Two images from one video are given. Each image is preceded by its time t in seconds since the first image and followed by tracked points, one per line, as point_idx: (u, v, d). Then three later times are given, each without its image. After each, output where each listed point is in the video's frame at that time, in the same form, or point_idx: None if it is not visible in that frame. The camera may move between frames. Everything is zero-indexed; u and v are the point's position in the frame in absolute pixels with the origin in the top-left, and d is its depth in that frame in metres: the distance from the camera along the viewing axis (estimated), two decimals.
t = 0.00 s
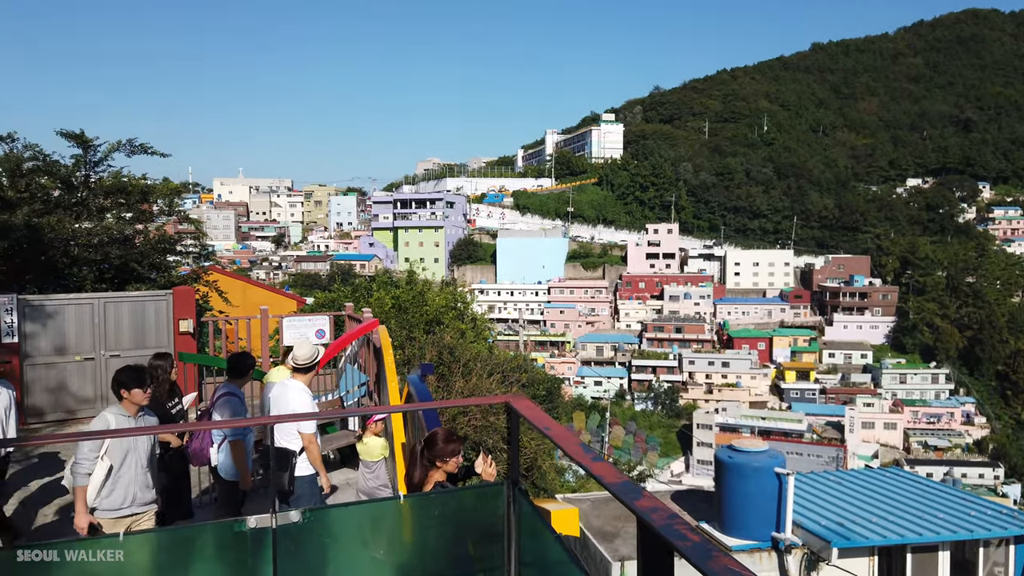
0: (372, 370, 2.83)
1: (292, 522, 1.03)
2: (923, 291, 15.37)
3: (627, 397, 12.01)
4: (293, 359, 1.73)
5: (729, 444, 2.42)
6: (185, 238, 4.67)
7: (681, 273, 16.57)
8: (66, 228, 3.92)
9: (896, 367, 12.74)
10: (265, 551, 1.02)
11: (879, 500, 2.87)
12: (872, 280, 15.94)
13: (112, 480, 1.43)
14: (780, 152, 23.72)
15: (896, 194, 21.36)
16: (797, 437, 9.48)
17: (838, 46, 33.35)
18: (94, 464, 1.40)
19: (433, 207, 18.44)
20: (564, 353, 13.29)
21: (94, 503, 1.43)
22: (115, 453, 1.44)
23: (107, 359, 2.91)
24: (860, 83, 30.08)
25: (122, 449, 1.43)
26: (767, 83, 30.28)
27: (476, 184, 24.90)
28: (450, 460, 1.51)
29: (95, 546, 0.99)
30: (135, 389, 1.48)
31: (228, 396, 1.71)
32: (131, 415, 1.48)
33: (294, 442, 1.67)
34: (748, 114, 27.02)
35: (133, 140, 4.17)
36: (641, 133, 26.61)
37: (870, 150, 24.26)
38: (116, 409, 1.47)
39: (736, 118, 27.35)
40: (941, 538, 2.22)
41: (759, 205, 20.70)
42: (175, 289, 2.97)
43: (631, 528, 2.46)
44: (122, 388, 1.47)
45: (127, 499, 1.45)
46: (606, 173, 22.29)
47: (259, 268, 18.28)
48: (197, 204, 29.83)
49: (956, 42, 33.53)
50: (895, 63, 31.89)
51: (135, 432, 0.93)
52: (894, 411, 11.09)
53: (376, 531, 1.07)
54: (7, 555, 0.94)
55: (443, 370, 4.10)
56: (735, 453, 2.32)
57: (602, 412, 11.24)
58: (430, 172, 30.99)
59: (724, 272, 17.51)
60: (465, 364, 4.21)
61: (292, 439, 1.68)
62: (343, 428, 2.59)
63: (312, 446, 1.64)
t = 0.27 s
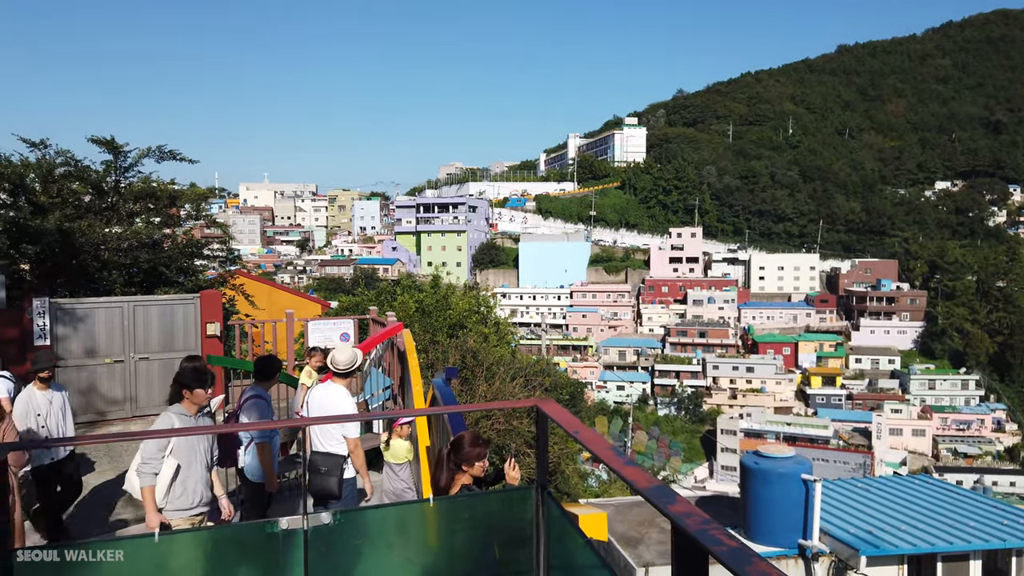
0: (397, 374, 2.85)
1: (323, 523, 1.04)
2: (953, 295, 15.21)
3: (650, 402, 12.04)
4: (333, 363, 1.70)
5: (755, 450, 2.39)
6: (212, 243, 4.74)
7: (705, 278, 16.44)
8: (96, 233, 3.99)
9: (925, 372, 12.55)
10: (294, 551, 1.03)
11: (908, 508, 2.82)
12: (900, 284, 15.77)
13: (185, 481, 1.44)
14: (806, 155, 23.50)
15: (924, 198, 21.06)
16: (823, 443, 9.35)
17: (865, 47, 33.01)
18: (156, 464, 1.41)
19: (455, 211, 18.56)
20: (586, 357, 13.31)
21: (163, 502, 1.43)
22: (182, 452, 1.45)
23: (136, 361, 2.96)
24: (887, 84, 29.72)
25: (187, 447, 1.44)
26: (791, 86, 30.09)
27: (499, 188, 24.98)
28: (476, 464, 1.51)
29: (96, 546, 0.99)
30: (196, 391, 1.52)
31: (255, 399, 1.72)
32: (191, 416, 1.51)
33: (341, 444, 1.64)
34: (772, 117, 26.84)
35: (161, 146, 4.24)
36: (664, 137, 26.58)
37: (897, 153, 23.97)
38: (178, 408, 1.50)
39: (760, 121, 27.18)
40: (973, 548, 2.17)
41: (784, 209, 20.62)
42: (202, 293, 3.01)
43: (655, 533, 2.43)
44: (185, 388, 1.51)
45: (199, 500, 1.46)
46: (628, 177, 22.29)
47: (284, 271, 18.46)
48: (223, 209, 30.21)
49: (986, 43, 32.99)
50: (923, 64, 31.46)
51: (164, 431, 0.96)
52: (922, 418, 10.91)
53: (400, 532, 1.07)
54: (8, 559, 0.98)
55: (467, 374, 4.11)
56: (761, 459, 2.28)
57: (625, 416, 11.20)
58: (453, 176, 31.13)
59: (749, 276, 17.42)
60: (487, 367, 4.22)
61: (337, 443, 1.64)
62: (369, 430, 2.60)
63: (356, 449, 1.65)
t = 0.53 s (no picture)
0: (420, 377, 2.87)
1: (352, 525, 1.04)
2: (982, 299, 14.97)
3: (672, 406, 11.95)
4: (365, 366, 1.72)
5: (780, 456, 2.35)
6: (239, 247, 4.79)
7: (728, 282, 16.44)
8: (125, 237, 4.06)
9: (953, 379, 12.37)
10: (322, 552, 1.03)
11: (936, 515, 2.78)
12: (927, 289, 15.55)
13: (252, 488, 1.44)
14: (831, 158, 23.27)
15: (952, 201, 20.75)
16: (850, 450, 9.22)
17: (891, 49, 32.68)
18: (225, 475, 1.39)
19: (477, 215, 18.65)
20: (609, 362, 13.30)
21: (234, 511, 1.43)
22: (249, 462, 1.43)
23: (163, 364, 3.00)
24: (913, 87, 29.40)
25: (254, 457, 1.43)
26: (816, 88, 29.85)
27: (520, 193, 25.01)
28: (501, 467, 1.51)
29: (97, 547, 0.97)
30: (254, 396, 1.54)
31: (279, 401, 1.73)
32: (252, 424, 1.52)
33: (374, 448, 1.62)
34: (797, 120, 26.65)
35: (190, 151, 4.29)
36: (686, 140, 26.50)
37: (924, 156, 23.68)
38: (240, 415, 1.52)
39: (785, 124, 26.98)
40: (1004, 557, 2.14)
41: (809, 212, 20.44)
42: (228, 296, 3.04)
43: (680, 539, 2.40)
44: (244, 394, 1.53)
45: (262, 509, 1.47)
46: (651, 180, 22.25)
47: (308, 275, 18.64)
48: (248, 213, 30.59)
49: (1016, 44, 32.49)
50: (951, 65, 31.04)
51: (185, 434, 0.95)
52: (951, 424, 10.75)
53: (426, 533, 1.07)
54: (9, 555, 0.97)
55: (489, 378, 4.11)
56: (787, 465, 2.24)
57: (647, 421, 11.16)
58: (475, 181, 31.26)
59: (773, 280, 17.30)
60: (509, 371, 4.23)
61: (373, 444, 1.61)
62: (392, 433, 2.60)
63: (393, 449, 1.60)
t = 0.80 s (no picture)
0: (443, 380, 2.88)
1: (379, 527, 1.04)
2: (1012, 302, 14.68)
3: (695, 409, 11.89)
4: (390, 369, 1.71)
5: (806, 461, 2.32)
6: (263, 250, 4.83)
7: (752, 285, 16.48)
8: (153, 240, 4.11)
9: (982, 383, 12.14)
10: (350, 554, 1.04)
11: (965, 521, 2.73)
12: (956, 292, 15.30)
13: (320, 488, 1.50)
14: (857, 159, 23.00)
15: (981, 202, 20.39)
16: (876, 455, 9.06)
17: (918, 49, 32.25)
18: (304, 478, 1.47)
19: (499, 217, 18.71)
20: (631, 365, 13.30)
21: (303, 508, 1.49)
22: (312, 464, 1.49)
23: (191, 365, 3.04)
24: (941, 87, 28.97)
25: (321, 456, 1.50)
26: (841, 88, 29.54)
27: (542, 196, 25.01)
28: (528, 470, 1.51)
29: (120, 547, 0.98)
30: (320, 396, 1.58)
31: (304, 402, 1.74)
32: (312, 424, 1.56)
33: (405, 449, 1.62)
34: (822, 121, 26.39)
35: (216, 156, 4.34)
36: (709, 141, 26.39)
37: (952, 156, 23.30)
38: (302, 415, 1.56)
39: (809, 125, 26.77)
40: None
41: (834, 214, 20.24)
42: (254, 298, 3.07)
43: (703, 543, 2.37)
44: (310, 395, 1.57)
45: (331, 509, 1.54)
46: (673, 183, 22.18)
47: (331, 278, 18.81)
48: (273, 217, 30.96)
49: None
50: (981, 63, 30.52)
51: (216, 436, 0.95)
52: (980, 429, 10.55)
53: (449, 538, 1.07)
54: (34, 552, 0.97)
55: (511, 380, 4.11)
56: (813, 470, 2.21)
57: (669, 424, 11.11)
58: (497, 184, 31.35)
59: (797, 283, 17.17)
60: (532, 373, 4.22)
61: (402, 446, 1.62)
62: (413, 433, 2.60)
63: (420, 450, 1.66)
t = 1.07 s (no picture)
0: (466, 381, 2.88)
1: (406, 527, 1.04)
2: None
3: (718, 412, 11.82)
4: (411, 370, 1.73)
5: (831, 465, 2.30)
6: (287, 251, 4.86)
7: (776, 286, 16.36)
8: (180, 242, 4.15)
9: (1011, 387, 11.93)
10: (376, 555, 1.04)
11: (995, 527, 2.68)
12: (984, 295, 15.06)
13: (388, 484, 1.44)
14: (883, 160, 22.72)
15: (1010, 203, 20.05)
16: (903, 459, 8.96)
17: (946, 48, 31.82)
18: (366, 478, 1.40)
19: (520, 219, 18.74)
20: (653, 367, 13.29)
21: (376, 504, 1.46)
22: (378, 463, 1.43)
23: (216, 365, 3.07)
24: (969, 86, 28.55)
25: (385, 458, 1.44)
26: (867, 88, 29.22)
27: (563, 197, 24.97)
28: (552, 472, 1.50)
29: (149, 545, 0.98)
30: (380, 396, 1.50)
31: (329, 402, 1.75)
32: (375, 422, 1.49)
33: (427, 448, 1.65)
34: (847, 121, 26.13)
35: (242, 160, 4.38)
36: (732, 142, 26.23)
37: (981, 156, 22.95)
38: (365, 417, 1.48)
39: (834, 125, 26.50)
40: None
41: (859, 216, 20.02)
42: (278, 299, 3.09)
43: (727, 547, 2.34)
44: (369, 395, 1.49)
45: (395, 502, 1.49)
46: (696, 185, 22.09)
47: (354, 279, 18.95)
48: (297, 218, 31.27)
49: None
50: (1010, 62, 30.03)
51: (245, 434, 0.95)
52: (1009, 434, 10.37)
53: (473, 538, 1.07)
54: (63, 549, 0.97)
55: (533, 381, 4.10)
56: (838, 474, 2.19)
57: (692, 427, 11.06)
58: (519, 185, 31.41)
59: (822, 285, 16.99)
60: (554, 375, 4.22)
61: (423, 447, 1.64)
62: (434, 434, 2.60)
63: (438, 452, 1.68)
